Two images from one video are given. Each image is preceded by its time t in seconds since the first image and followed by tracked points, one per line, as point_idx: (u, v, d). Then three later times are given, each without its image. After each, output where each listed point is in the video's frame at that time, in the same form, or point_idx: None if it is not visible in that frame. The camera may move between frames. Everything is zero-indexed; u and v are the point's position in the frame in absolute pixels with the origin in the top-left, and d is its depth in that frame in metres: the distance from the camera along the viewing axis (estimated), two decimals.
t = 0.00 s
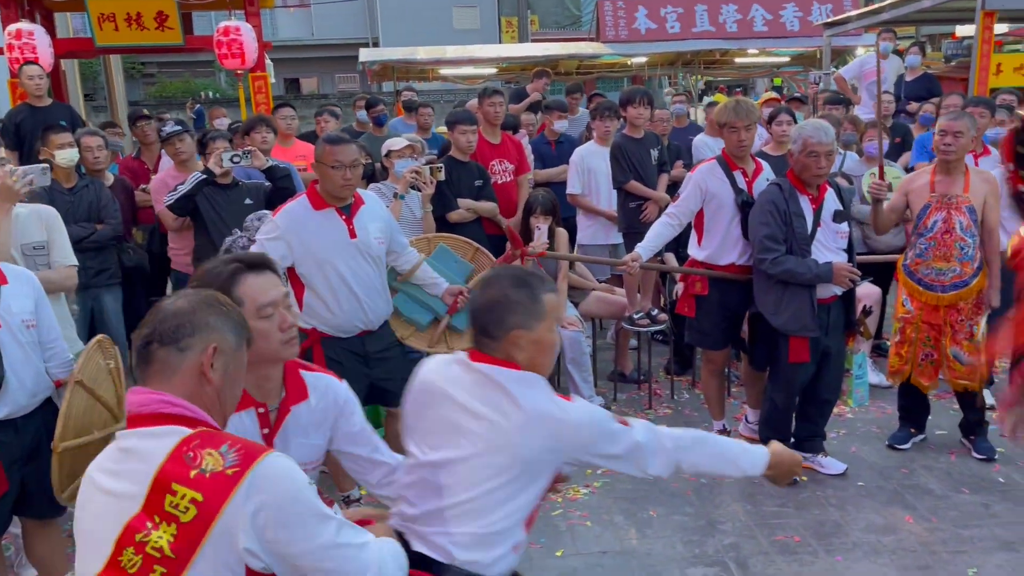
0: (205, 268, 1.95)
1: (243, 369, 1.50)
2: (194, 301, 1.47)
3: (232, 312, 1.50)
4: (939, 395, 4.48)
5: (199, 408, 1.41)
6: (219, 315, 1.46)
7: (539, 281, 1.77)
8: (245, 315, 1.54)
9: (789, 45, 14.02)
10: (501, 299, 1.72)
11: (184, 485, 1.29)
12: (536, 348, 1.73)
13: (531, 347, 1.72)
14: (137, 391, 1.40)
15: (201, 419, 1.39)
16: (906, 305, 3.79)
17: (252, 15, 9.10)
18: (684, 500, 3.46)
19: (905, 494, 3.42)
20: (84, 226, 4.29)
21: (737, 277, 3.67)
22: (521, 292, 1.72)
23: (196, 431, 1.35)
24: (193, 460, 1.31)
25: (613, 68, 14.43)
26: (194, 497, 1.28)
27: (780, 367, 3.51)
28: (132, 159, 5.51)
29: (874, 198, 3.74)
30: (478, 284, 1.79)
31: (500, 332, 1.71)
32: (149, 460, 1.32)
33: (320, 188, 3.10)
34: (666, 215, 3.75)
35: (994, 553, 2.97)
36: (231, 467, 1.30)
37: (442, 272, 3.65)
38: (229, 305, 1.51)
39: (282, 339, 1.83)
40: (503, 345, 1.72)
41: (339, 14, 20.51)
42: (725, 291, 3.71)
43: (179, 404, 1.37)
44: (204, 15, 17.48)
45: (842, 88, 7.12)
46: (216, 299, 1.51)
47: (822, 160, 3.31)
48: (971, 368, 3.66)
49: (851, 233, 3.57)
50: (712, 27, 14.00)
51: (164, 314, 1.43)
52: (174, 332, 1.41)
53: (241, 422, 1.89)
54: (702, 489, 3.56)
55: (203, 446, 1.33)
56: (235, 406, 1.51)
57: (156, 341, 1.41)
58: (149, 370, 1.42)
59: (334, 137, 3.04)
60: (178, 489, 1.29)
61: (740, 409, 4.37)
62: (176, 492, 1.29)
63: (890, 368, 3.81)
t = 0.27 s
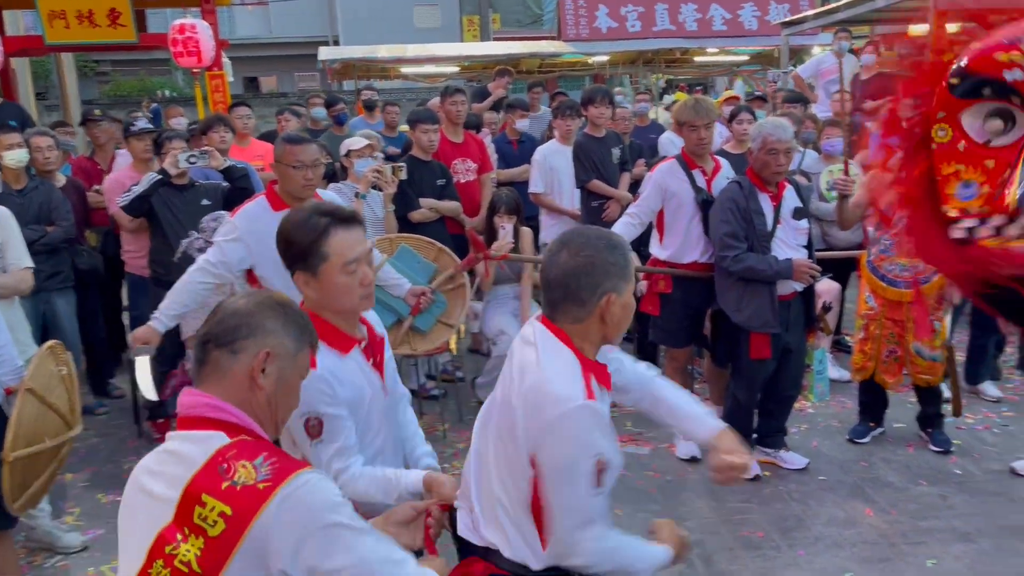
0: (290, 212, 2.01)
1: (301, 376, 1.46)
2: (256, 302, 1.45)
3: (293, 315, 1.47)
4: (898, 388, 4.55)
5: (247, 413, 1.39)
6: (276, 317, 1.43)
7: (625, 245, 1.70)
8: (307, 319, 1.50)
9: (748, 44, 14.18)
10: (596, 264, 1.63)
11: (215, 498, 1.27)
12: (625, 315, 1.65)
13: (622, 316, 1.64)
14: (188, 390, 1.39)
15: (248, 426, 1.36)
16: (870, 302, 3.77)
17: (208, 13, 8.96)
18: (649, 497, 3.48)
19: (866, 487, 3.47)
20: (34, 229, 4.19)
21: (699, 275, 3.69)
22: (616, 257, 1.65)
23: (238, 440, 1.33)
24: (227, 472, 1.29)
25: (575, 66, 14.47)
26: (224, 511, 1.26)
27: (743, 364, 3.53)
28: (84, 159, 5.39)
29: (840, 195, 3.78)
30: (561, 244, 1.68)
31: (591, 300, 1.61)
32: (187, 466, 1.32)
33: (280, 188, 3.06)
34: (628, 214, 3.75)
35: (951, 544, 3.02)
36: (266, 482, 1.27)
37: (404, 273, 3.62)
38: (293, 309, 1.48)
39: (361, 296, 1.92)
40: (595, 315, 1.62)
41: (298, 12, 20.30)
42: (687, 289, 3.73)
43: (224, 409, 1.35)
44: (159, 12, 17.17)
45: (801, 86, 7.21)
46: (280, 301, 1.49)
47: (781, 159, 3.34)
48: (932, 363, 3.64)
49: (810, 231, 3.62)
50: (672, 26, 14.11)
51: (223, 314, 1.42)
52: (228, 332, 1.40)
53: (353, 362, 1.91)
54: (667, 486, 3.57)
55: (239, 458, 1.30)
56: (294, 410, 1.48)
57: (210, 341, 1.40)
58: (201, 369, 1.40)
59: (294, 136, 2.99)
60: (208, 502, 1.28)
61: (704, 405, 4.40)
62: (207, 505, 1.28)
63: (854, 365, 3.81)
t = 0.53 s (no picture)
0: (335, 193, 2.11)
1: (324, 366, 1.46)
2: (282, 289, 1.45)
3: (319, 303, 1.47)
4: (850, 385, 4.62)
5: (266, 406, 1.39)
6: (301, 306, 1.43)
7: (634, 236, 1.67)
8: (334, 307, 1.50)
9: (701, 45, 14.35)
10: (596, 255, 1.60)
11: (225, 503, 1.28)
12: (625, 310, 1.63)
13: (622, 309, 1.62)
14: (213, 373, 1.40)
15: (269, 421, 1.37)
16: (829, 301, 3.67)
17: (156, 13, 8.78)
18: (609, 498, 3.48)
19: (821, 483, 3.51)
20: None
21: (655, 276, 3.70)
22: (625, 249, 1.62)
23: (260, 441, 1.34)
24: (243, 478, 1.29)
25: (531, 67, 14.50)
26: (234, 520, 1.26)
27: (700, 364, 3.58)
28: (27, 163, 5.24)
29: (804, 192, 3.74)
30: (566, 232, 1.65)
31: (592, 294, 1.59)
32: (206, 458, 1.32)
33: (229, 192, 3.00)
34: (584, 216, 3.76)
35: (904, 537, 3.07)
36: (281, 500, 1.27)
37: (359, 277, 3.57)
38: (320, 295, 1.48)
39: (407, 275, 2.03)
40: (595, 308, 1.60)
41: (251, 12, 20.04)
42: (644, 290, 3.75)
43: (248, 400, 1.36)
44: (106, 11, 16.80)
45: (753, 87, 7.30)
46: (306, 287, 1.49)
47: (735, 159, 3.36)
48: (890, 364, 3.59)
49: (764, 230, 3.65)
50: (627, 28, 14.23)
51: (250, 300, 1.42)
52: (253, 320, 1.40)
53: (397, 345, 2.00)
54: (626, 486, 3.58)
55: (258, 466, 1.30)
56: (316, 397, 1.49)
57: (236, 328, 1.41)
58: (226, 357, 1.42)
59: (243, 138, 2.93)
60: (218, 505, 1.28)
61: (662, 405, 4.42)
62: (216, 507, 1.28)
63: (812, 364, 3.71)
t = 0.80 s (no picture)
0: (352, 206, 2.06)
1: (322, 381, 1.41)
2: (286, 302, 1.38)
3: (322, 316, 1.40)
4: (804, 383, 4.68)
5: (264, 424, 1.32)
6: (306, 322, 1.37)
7: (598, 247, 1.66)
8: (335, 320, 1.43)
9: (656, 47, 14.46)
10: (560, 271, 1.58)
11: (228, 533, 1.21)
12: (589, 325, 1.62)
13: (586, 324, 1.61)
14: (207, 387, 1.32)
15: (271, 440, 1.31)
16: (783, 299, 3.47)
17: (99, 13, 8.59)
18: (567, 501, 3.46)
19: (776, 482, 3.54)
20: None
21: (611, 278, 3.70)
22: (589, 265, 1.60)
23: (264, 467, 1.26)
24: (248, 508, 1.22)
25: (487, 69, 14.48)
26: (235, 553, 1.20)
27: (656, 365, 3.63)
28: None
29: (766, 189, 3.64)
30: (530, 247, 1.62)
31: (558, 312, 1.57)
32: (208, 479, 1.24)
33: (175, 197, 2.92)
34: (539, 219, 3.76)
35: (857, 534, 3.10)
36: (287, 538, 1.22)
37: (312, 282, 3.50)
38: (322, 306, 1.42)
39: (414, 296, 1.99)
40: (559, 325, 1.59)
41: (203, 14, 19.73)
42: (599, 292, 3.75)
43: (249, 418, 1.29)
44: (51, 12, 16.40)
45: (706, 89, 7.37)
46: (309, 297, 1.42)
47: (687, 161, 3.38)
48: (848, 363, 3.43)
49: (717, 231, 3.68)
50: (582, 30, 14.30)
51: (252, 311, 1.34)
52: (252, 336, 1.33)
53: (402, 361, 1.95)
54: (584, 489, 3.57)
55: (264, 496, 1.24)
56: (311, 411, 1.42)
57: (235, 342, 1.33)
58: (225, 371, 1.34)
59: (189, 141, 2.86)
60: (219, 533, 1.21)
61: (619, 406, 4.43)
62: (217, 535, 1.21)
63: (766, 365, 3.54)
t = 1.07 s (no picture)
0: (328, 210, 2.08)
1: (249, 398, 1.51)
2: (216, 324, 1.49)
3: (250, 340, 1.51)
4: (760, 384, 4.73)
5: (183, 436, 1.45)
6: (230, 344, 1.48)
7: (570, 294, 1.69)
8: (265, 341, 1.54)
9: (611, 51, 14.53)
10: (532, 320, 1.60)
11: (121, 542, 1.33)
12: (561, 369, 1.66)
13: (559, 369, 1.65)
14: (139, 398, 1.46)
15: (190, 453, 1.44)
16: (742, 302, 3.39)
17: (43, 14, 8.38)
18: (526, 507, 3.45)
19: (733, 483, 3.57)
20: None
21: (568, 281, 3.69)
22: (562, 314, 1.63)
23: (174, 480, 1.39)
24: (143, 521, 1.34)
25: (444, 72, 14.42)
26: (125, 561, 1.32)
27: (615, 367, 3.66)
28: None
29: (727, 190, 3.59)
30: (504, 297, 1.65)
31: (530, 360, 1.60)
32: (117, 486, 1.37)
33: (120, 203, 2.85)
34: (496, 223, 3.75)
35: (812, 532, 3.14)
36: (174, 553, 1.33)
37: (264, 288, 3.43)
38: (253, 328, 1.52)
39: (380, 304, 2.01)
40: (532, 373, 1.62)
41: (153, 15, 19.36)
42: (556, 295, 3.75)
43: (167, 433, 1.42)
44: None
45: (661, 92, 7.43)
46: (240, 318, 1.52)
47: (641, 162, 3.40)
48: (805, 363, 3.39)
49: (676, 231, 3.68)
50: (538, 33, 14.36)
51: (183, 332, 1.46)
52: (178, 357, 1.46)
53: (356, 367, 2.02)
54: (544, 493, 3.56)
55: (161, 512, 1.35)
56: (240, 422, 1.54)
57: (165, 360, 1.46)
58: (153, 382, 1.47)
59: (135, 147, 2.80)
60: (115, 539, 1.33)
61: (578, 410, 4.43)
62: (113, 540, 1.33)
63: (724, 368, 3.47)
